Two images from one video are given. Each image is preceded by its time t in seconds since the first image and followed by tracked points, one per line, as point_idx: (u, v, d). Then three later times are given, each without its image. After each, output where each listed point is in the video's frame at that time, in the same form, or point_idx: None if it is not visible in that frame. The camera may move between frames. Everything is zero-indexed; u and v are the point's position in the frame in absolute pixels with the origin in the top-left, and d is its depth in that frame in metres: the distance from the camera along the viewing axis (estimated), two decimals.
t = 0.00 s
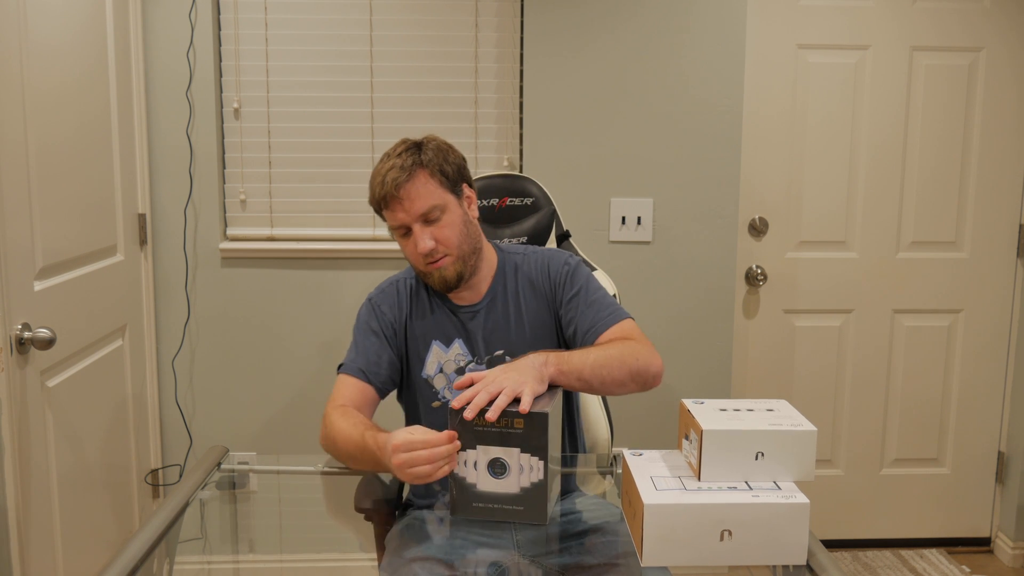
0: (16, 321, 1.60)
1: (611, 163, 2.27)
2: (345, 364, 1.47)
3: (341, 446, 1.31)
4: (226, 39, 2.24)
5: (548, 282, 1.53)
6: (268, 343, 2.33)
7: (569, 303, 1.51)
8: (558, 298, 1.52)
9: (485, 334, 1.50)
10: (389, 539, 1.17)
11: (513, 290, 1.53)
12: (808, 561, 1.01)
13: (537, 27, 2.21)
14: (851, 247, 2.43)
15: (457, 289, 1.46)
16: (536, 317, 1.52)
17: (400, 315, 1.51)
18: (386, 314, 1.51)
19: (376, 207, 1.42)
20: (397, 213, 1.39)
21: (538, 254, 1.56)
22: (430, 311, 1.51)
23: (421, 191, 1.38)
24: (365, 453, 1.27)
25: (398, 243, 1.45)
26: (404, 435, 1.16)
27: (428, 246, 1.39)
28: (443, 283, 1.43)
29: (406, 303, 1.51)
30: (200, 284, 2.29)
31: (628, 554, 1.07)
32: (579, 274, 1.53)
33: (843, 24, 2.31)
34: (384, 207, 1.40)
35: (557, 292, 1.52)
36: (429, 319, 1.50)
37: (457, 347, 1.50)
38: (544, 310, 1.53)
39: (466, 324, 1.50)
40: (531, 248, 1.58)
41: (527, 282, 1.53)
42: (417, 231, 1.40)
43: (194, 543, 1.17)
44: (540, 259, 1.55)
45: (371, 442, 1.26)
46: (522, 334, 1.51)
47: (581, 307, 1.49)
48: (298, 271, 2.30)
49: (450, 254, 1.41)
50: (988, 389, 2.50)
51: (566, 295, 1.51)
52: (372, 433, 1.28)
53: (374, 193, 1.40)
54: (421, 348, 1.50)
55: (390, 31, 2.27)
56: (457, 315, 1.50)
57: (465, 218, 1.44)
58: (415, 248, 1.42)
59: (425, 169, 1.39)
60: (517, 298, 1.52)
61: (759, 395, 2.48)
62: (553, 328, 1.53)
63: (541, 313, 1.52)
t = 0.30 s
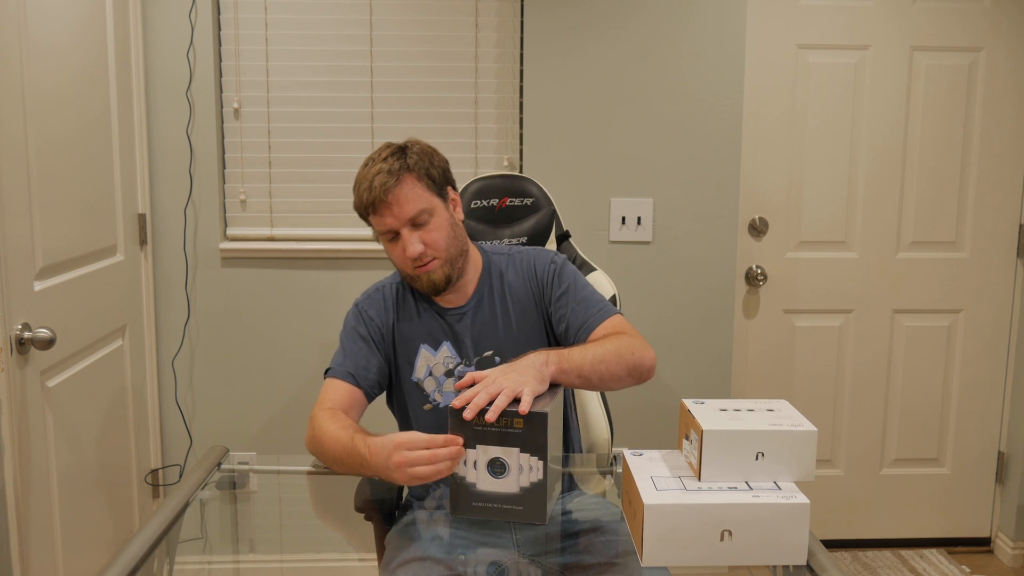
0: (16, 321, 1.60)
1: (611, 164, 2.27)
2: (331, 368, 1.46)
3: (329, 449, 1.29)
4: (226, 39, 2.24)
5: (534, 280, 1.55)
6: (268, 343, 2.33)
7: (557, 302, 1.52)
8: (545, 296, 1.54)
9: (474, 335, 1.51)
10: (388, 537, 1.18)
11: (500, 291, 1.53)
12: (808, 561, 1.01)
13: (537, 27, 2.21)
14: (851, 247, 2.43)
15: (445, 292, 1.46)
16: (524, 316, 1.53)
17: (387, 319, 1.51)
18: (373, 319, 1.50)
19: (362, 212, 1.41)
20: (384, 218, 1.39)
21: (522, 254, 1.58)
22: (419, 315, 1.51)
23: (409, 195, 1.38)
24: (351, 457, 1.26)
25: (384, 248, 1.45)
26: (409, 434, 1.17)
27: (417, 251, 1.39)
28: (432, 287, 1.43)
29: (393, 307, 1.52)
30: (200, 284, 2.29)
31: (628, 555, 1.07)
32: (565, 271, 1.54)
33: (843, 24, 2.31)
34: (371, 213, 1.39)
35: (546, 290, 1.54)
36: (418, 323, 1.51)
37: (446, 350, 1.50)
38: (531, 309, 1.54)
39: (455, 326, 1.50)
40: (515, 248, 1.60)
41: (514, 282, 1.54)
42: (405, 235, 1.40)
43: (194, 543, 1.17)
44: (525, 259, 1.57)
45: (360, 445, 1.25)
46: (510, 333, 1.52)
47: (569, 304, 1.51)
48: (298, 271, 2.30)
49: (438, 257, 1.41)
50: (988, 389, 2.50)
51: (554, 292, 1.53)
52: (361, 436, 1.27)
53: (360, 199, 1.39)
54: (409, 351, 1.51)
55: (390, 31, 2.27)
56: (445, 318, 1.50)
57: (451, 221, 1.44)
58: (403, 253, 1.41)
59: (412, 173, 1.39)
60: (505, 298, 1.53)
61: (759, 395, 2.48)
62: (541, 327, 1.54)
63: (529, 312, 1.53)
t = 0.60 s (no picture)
0: (16, 321, 1.60)
1: (611, 164, 2.27)
2: (322, 370, 1.46)
3: (334, 444, 1.31)
4: (226, 39, 2.24)
5: (524, 278, 1.56)
6: (268, 343, 2.33)
7: (548, 300, 1.53)
8: (535, 295, 1.55)
9: (466, 336, 1.51)
10: (387, 536, 1.18)
11: (490, 290, 1.54)
12: (808, 561, 1.01)
13: (537, 27, 2.21)
14: (851, 247, 2.43)
15: (438, 296, 1.47)
16: (515, 315, 1.53)
17: (379, 322, 1.51)
18: (366, 322, 1.50)
19: (352, 220, 1.40)
20: (375, 226, 1.38)
21: (511, 252, 1.58)
22: (412, 318, 1.51)
23: (399, 202, 1.38)
24: (360, 454, 1.28)
25: (375, 255, 1.45)
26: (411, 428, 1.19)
27: (409, 257, 1.39)
28: (425, 292, 1.44)
29: (386, 310, 1.52)
30: (200, 284, 2.29)
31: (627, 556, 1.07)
32: (554, 268, 1.55)
33: (843, 23, 2.31)
34: (361, 221, 1.39)
35: (537, 288, 1.54)
36: (411, 325, 1.51)
37: (439, 352, 1.50)
38: (523, 307, 1.54)
39: (447, 327, 1.51)
40: (504, 246, 1.60)
41: (504, 281, 1.55)
42: (396, 242, 1.40)
43: (193, 543, 1.17)
44: (513, 257, 1.57)
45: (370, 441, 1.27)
46: (501, 332, 1.53)
47: (560, 301, 1.51)
48: (298, 271, 2.30)
49: (430, 263, 1.42)
50: (988, 389, 2.50)
51: (545, 289, 1.53)
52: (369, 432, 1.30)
53: (349, 207, 1.39)
54: (403, 354, 1.51)
55: (390, 31, 2.27)
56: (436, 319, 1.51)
57: (441, 225, 1.44)
58: (394, 259, 1.41)
59: (400, 180, 1.39)
60: (495, 297, 1.53)
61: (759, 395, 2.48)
62: (533, 325, 1.55)
63: (520, 311, 1.54)
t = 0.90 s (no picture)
0: (16, 321, 1.60)
1: (612, 164, 2.27)
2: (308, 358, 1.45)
3: (314, 434, 1.31)
4: (226, 39, 2.24)
5: (519, 277, 1.56)
6: (268, 343, 2.33)
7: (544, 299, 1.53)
8: (531, 294, 1.55)
9: (464, 338, 1.51)
10: (388, 536, 1.18)
11: (486, 292, 1.54)
12: (808, 561, 1.01)
13: (537, 27, 2.21)
14: (851, 247, 2.43)
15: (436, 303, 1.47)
16: (513, 316, 1.54)
17: (376, 322, 1.50)
18: (364, 324, 1.50)
19: (349, 231, 1.40)
20: (372, 236, 1.38)
21: (504, 252, 1.59)
22: (410, 320, 1.51)
23: (396, 212, 1.37)
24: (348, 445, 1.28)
25: (372, 264, 1.44)
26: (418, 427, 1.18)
27: (407, 267, 1.39)
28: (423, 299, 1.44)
29: (385, 311, 1.51)
30: (200, 284, 2.29)
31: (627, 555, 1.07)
32: (548, 266, 1.55)
33: (843, 23, 2.31)
34: (358, 231, 1.39)
35: (533, 287, 1.55)
36: (409, 327, 1.51)
37: (439, 355, 1.49)
38: (519, 306, 1.55)
39: (446, 330, 1.50)
40: (496, 246, 1.61)
41: (498, 282, 1.55)
42: (394, 252, 1.39)
43: (194, 543, 1.17)
44: (507, 257, 1.58)
45: (363, 435, 1.28)
46: (499, 333, 1.53)
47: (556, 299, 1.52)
48: (297, 271, 2.30)
49: (428, 271, 1.42)
50: (988, 389, 2.50)
51: (540, 287, 1.54)
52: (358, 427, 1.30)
53: (346, 218, 1.38)
54: (403, 356, 1.50)
55: (390, 31, 2.26)
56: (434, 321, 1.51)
57: (438, 232, 1.44)
58: (392, 268, 1.41)
59: (397, 189, 1.38)
60: (491, 299, 1.54)
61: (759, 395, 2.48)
62: (530, 325, 1.55)
63: (518, 311, 1.54)
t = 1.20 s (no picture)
0: (16, 321, 1.60)
1: (612, 164, 2.27)
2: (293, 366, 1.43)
3: (304, 445, 1.28)
4: (226, 39, 2.24)
5: (512, 279, 1.57)
6: (267, 343, 2.33)
7: (538, 300, 1.54)
8: (524, 295, 1.56)
9: (458, 345, 1.51)
10: (387, 540, 1.17)
11: (479, 298, 1.54)
12: (808, 561, 1.01)
13: (537, 27, 2.21)
14: (851, 247, 2.43)
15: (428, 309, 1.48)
16: (508, 320, 1.54)
17: (364, 331, 1.50)
18: (353, 334, 1.49)
19: (341, 238, 1.39)
20: (365, 243, 1.38)
21: (494, 254, 1.59)
22: (401, 329, 1.50)
23: (390, 218, 1.37)
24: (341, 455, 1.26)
25: (365, 271, 1.44)
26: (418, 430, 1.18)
27: (401, 273, 1.39)
28: (416, 305, 1.44)
29: (374, 319, 1.51)
30: (200, 284, 2.29)
31: (627, 557, 1.06)
32: (540, 267, 1.56)
33: (843, 23, 2.31)
34: (351, 238, 1.38)
35: (526, 287, 1.55)
36: (399, 335, 1.50)
37: (432, 363, 1.49)
38: (513, 309, 1.55)
39: (440, 337, 1.50)
40: (486, 248, 1.61)
41: (490, 288, 1.56)
42: (387, 258, 1.39)
43: (193, 543, 1.17)
44: (498, 260, 1.58)
45: (354, 447, 1.26)
46: (494, 338, 1.53)
47: (551, 300, 1.53)
48: (297, 271, 2.30)
49: (421, 277, 1.42)
50: (988, 389, 2.50)
51: (534, 288, 1.54)
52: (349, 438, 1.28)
53: (338, 225, 1.37)
54: (394, 365, 1.49)
55: (390, 31, 2.26)
56: (427, 330, 1.50)
57: (430, 237, 1.44)
58: (385, 275, 1.41)
59: (389, 195, 1.38)
60: (484, 305, 1.54)
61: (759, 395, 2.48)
62: (525, 329, 1.56)
63: (512, 313, 1.55)
